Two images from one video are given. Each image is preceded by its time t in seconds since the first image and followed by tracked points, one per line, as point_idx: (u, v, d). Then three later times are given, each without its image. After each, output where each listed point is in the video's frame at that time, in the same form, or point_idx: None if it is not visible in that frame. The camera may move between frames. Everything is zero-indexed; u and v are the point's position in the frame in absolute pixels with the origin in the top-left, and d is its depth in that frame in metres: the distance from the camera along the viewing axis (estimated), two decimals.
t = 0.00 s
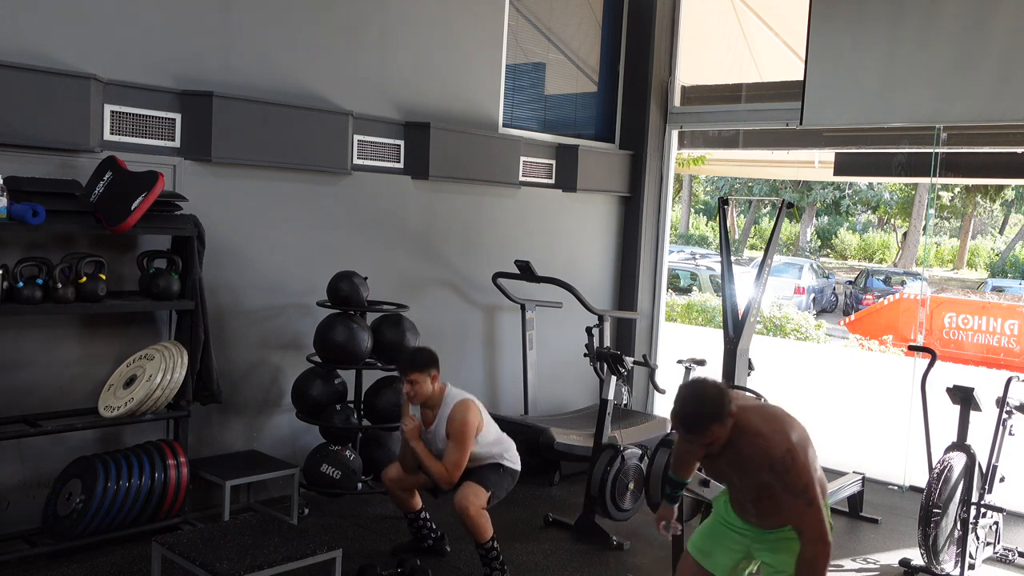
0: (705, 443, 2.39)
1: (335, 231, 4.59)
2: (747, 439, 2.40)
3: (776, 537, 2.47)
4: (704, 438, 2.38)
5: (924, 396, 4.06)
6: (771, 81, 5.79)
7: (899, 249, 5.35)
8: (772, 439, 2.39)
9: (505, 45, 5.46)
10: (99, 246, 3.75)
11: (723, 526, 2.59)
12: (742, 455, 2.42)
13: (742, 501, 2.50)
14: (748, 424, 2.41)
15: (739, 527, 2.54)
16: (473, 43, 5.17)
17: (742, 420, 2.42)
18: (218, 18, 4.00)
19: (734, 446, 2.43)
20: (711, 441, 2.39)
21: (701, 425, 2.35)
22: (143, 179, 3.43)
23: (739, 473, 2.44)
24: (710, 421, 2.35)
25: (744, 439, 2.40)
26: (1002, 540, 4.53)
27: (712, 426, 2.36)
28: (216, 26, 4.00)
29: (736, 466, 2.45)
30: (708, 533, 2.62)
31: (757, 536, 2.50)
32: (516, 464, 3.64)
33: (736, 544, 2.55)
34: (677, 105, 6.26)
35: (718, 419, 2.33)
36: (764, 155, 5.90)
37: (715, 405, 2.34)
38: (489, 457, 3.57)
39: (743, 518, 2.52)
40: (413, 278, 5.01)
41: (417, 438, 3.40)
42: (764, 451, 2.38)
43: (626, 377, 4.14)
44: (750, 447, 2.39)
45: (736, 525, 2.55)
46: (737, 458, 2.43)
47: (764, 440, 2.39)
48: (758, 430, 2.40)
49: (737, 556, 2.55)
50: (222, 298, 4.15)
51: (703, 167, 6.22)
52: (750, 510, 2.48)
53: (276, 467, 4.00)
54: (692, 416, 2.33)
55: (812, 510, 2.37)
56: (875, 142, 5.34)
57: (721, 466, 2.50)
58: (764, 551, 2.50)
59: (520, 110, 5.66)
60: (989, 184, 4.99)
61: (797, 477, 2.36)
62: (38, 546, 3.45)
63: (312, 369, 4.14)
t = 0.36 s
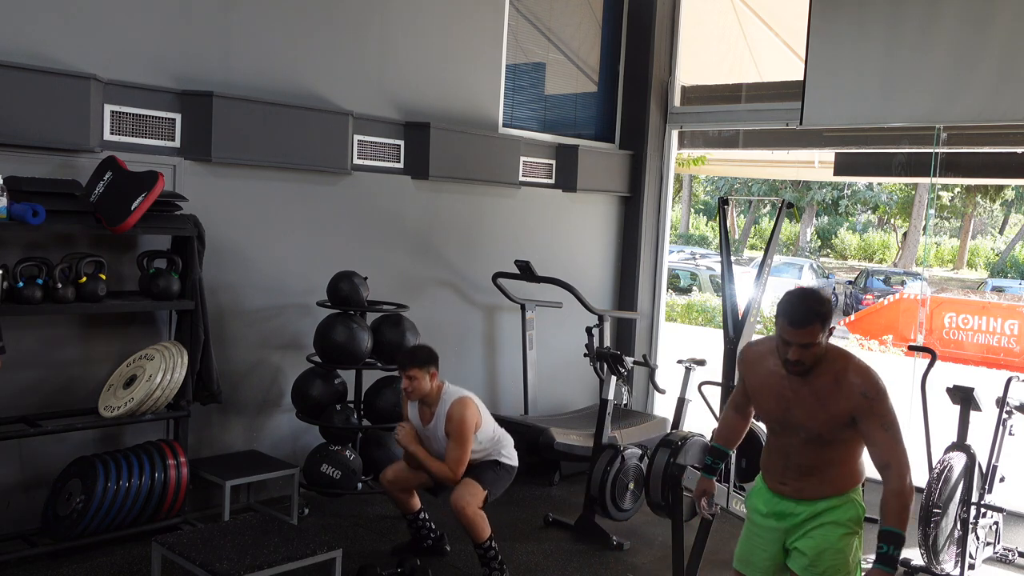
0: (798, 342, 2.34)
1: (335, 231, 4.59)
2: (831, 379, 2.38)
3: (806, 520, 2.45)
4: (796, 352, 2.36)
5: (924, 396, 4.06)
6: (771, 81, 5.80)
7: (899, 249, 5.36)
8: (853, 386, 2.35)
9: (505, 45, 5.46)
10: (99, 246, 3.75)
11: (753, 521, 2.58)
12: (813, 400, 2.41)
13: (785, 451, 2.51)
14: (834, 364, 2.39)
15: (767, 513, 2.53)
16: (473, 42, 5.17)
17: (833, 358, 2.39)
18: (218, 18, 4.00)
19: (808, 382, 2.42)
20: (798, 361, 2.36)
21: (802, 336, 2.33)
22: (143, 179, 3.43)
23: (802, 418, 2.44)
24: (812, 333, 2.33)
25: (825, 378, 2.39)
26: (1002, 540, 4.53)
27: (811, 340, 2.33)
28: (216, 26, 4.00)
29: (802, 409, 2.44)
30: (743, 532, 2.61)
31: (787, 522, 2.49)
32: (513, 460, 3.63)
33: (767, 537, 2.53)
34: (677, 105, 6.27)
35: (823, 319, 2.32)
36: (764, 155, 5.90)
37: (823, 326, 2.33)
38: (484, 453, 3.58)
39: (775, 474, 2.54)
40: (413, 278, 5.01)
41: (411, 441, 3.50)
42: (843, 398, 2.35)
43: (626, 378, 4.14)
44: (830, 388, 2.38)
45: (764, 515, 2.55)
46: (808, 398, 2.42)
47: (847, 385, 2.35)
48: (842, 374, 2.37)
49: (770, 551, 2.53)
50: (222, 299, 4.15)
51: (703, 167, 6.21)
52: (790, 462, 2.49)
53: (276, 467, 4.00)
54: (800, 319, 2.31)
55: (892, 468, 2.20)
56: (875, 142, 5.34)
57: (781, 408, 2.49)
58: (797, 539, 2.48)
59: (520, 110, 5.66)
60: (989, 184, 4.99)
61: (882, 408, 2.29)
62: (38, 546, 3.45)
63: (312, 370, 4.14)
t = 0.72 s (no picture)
0: (824, 309, 2.41)
1: (335, 231, 4.59)
2: (856, 355, 2.43)
3: (832, 519, 2.43)
4: (822, 318, 2.42)
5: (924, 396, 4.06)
6: (771, 81, 5.80)
7: (899, 249, 5.36)
8: (875, 359, 2.40)
9: (505, 45, 5.46)
10: (99, 246, 3.75)
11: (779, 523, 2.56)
12: (840, 376, 2.44)
13: (814, 438, 2.49)
14: (860, 343, 2.44)
15: (792, 514, 2.51)
16: (473, 43, 5.18)
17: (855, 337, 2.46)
18: (218, 18, 4.01)
19: (834, 360, 2.46)
20: (823, 328, 2.42)
21: (825, 301, 2.41)
22: (142, 179, 3.43)
23: (830, 396, 2.45)
24: (836, 298, 2.40)
25: (851, 354, 2.44)
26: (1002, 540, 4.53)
27: (835, 305, 2.40)
28: (217, 26, 4.00)
29: (830, 387, 2.45)
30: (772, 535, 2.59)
31: (813, 522, 2.47)
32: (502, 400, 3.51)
33: (794, 538, 2.51)
34: (677, 105, 6.27)
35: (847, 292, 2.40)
36: (764, 155, 5.90)
37: (847, 293, 2.41)
38: (481, 403, 3.45)
39: (804, 464, 2.51)
40: (413, 278, 5.01)
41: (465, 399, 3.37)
42: (870, 372, 2.39)
43: (626, 378, 4.14)
44: (855, 363, 2.42)
45: (790, 517, 2.52)
46: (836, 375, 2.45)
47: (870, 358, 2.40)
48: (864, 350, 2.43)
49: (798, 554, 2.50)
50: (222, 299, 4.15)
51: (703, 167, 6.21)
52: (819, 447, 2.48)
53: (276, 467, 4.00)
54: (824, 283, 2.39)
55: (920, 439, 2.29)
56: (875, 142, 5.34)
57: (810, 391, 2.50)
58: (824, 538, 2.45)
59: (520, 110, 5.66)
60: (989, 184, 4.99)
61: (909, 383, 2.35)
62: (38, 545, 3.45)
63: (312, 370, 4.14)
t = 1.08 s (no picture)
0: (838, 296, 2.54)
1: (335, 231, 4.59)
2: (871, 341, 2.55)
3: (853, 511, 2.53)
4: (837, 304, 2.54)
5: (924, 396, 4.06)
6: (771, 81, 5.80)
7: (899, 249, 5.35)
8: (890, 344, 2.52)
9: (505, 45, 5.46)
10: (99, 246, 3.75)
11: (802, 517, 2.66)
12: (856, 362, 2.55)
13: (833, 424, 2.60)
14: (874, 329, 2.57)
15: (815, 506, 2.61)
16: (473, 42, 5.18)
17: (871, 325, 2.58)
18: (218, 18, 4.01)
19: (850, 346, 2.58)
20: (837, 316, 2.54)
21: (840, 289, 2.53)
22: (142, 179, 3.43)
23: (849, 382, 2.56)
24: (849, 285, 2.52)
25: (867, 340, 2.56)
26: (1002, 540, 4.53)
27: (848, 293, 2.53)
28: (217, 26, 4.01)
29: (847, 372, 2.56)
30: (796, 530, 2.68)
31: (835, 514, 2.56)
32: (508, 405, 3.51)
33: (819, 532, 2.60)
34: (677, 105, 6.27)
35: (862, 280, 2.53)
36: (764, 155, 5.90)
37: (860, 283, 2.54)
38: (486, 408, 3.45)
39: (823, 456, 2.61)
40: (413, 278, 5.01)
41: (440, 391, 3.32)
42: (888, 355, 2.50)
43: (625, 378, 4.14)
44: (870, 348, 2.54)
45: (813, 511, 2.61)
46: (854, 359, 2.56)
47: (884, 343, 2.52)
48: (878, 335, 2.55)
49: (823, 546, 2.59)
50: (221, 299, 4.15)
51: (703, 167, 6.21)
52: (838, 434, 2.58)
53: (276, 467, 4.00)
54: (838, 270, 2.52)
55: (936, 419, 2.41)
56: (875, 142, 5.34)
57: (828, 377, 2.61)
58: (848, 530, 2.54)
59: (520, 110, 5.66)
60: (989, 184, 4.98)
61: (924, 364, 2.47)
62: (39, 545, 3.45)
63: (312, 370, 4.14)
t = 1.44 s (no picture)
0: (858, 283, 2.60)
1: (335, 231, 4.59)
2: (888, 328, 2.60)
3: (866, 511, 2.54)
4: (856, 290, 2.60)
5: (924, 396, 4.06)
6: (771, 81, 5.80)
7: (899, 249, 5.35)
8: (907, 331, 2.57)
9: (505, 45, 5.46)
10: (99, 246, 3.75)
11: (812, 517, 2.66)
12: (873, 348, 2.59)
13: (846, 410, 2.63)
14: (890, 318, 2.62)
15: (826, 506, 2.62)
16: (473, 42, 5.18)
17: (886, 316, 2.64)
18: (218, 18, 4.00)
19: (867, 332, 2.63)
20: (857, 303, 2.59)
21: (862, 277, 2.59)
22: (142, 180, 3.43)
23: (865, 367, 2.59)
24: (868, 272, 2.58)
25: (883, 327, 2.61)
26: (1002, 540, 4.53)
27: (868, 280, 2.58)
28: (217, 26, 4.00)
29: (864, 358, 2.60)
30: (805, 530, 2.68)
31: (847, 514, 2.58)
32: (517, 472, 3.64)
33: (831, 533, 2.61)
34: (677, 105, 6.27)
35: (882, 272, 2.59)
36: (764, 155, 5.90)
37: (882, 275, 2.60)
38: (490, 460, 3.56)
39: (834, 444, 2.63)
40: (413, 278, 5.01)
41: (415, 441, 3.45)
42: (905, 340, 2.55)
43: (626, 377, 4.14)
44: (887, 336, 2.59)
45: (824, 511, 2.62)
46: (870, 345, 2.60)
47: (902, 330, 2.57)
48: (895, 324, 2.60)
49: (835, 546, 2.60)
50: (221, 299, 4.15)
51: (703, 167, 6.21)
52: (851, 419, 2.61)
53: (276, 467, 4.00)
54: (857, 258, 2.58)
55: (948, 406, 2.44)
56: (875, 142, 5.34)
57: (844, 362, 2.65)
58: (861, 531, 2.56)
59: (520, 110, 5.66)
60: (989, 184, 4.98)
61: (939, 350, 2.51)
62: (38, 545, 3.45)
63: (312, 369, 4.14)
